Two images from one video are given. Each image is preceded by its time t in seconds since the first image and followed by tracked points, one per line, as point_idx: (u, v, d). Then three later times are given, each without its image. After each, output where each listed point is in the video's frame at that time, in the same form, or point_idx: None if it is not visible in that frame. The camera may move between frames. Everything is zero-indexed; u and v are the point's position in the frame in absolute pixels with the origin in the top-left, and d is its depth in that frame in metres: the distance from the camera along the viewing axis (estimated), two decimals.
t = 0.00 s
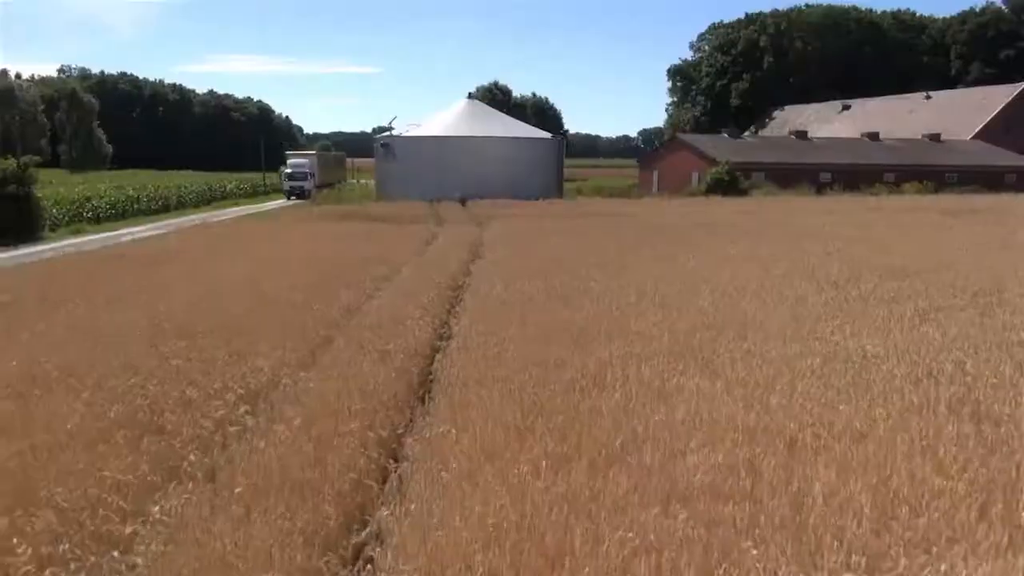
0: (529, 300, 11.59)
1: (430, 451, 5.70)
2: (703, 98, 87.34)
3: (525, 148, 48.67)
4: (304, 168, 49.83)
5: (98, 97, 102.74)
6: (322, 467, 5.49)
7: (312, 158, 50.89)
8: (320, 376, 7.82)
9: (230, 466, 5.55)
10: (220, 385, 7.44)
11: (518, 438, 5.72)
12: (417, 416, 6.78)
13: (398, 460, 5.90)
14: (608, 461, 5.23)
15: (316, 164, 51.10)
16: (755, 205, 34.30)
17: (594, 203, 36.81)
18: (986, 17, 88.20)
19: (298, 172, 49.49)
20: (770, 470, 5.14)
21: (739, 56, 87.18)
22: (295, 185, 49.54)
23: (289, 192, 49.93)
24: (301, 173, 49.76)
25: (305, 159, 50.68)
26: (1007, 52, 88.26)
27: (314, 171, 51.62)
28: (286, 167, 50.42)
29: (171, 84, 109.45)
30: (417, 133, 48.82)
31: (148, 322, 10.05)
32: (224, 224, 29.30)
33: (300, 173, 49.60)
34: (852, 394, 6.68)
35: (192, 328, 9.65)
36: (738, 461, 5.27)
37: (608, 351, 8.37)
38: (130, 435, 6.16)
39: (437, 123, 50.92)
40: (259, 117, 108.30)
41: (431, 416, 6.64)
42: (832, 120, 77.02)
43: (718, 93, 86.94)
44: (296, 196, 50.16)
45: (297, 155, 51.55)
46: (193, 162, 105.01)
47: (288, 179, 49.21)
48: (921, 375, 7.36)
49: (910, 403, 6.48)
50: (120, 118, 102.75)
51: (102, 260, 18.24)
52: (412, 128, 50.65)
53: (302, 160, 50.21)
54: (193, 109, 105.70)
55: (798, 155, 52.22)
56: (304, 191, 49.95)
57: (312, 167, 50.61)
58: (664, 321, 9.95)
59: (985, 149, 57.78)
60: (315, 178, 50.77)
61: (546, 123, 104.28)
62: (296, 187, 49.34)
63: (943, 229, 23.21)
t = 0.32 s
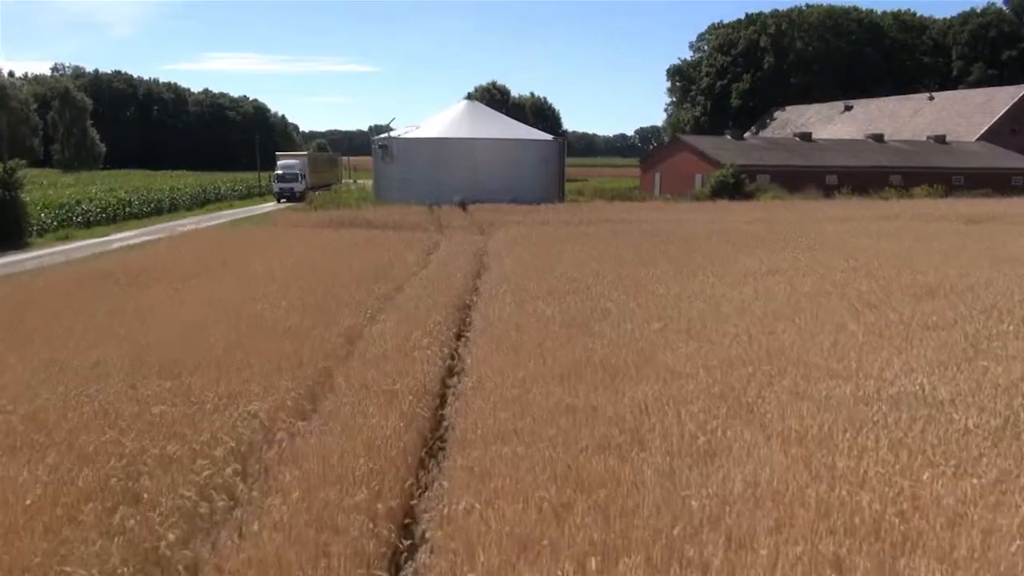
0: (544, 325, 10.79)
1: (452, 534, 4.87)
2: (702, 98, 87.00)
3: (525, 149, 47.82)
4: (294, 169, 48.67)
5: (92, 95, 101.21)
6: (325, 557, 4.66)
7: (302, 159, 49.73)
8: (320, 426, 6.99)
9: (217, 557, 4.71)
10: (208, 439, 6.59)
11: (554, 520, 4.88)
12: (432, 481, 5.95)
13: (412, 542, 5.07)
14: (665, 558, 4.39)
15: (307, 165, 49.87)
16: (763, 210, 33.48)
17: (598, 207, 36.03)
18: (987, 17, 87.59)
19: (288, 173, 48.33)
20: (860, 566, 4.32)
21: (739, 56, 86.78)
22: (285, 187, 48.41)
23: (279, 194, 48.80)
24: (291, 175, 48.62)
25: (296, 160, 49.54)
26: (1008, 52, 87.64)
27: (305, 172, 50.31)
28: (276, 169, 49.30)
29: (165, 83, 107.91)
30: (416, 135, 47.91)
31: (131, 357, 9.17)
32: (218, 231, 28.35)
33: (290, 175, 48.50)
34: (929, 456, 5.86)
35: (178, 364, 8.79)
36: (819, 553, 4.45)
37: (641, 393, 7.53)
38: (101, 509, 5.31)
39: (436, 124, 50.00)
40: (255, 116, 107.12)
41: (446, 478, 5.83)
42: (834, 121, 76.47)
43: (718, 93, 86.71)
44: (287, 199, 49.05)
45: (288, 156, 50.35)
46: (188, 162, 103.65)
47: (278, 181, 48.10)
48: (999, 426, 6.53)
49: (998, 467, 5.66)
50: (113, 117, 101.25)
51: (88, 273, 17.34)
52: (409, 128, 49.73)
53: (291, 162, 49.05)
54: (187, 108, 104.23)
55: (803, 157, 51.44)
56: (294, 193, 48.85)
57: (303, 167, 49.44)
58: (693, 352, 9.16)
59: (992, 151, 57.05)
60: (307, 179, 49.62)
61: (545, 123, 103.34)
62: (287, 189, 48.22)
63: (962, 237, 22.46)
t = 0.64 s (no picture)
0: (561, 350, 9.98)
1: None
2: (702, 98, 86.25)
3: (526, 150, 46.92)
4: (283, 171, 46.98)
5: (85, 94, 99.78)
6: None
7: (291, 159, 47.94)
8: (321, 483, 6.16)
9: None
10: (195, 502, 5.76)
11: None
12: (452, 560, 5.13)
13: None
14: None
15: (298, 165, 48.05)
16: (771, 214, 32.67)
17: (603, 211, 35.25)
18: (989, 18, 87.06)
19: (277, 175, 46.65)
20: None
21: (739, 57, 86.11)
22: (274, 190, 46.79)
23: (268, 197, 47.17)
24: (281, 176, 46.94)
25: (286, 161, 47.84)
26: (1010, 53, 87.18)
27: (294, 174, 48.16)
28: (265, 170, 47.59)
29: (160, 81, 106.50)
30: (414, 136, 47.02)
31: (112, 391, 8.31)
32: (211, 236, 27.39)
33: (279, 177, 46.82)
34: None
35: (162, 400, 7.96)
36: None
37: (682, 441, 6.71)
38: None
39: (434, 125, 49.09)
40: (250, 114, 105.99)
41: (470, 554, 5.03)
42: (837, 121, 75.76)
43: (718, 94, 86.00)
44: (276, 201, 47.44)
45: (277, 157, 48.61)
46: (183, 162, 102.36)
47: (266, 182, 46.59)
48: None
49: None
50: (107, 115, 99.87)
51: (73, 285, 16.45)
52: (408, 129, 48.79)
53: (280, 163, 47.35)
54: (182, 106, 102.88)
55: (808, 159, 50.72)
56: (284, 195, 47.25)
57: (294, 168, 47.69)
58: (731, 386, 8.32)
59: (998, 153, 56.39)
60: (297, 180, 47.94)
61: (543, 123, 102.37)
62: (276, 192, 46.60)
63: (982, 245, 21.75)
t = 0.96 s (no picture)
0: (586, 375, 9.12)
1: None
2: (702, 97, 85.35)
3: (527, 150, 46.02)
4: (272, 172, 45.45)
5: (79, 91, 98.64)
6: None
7: (281, 158, 46.27)
8: (325, 549, 5.33)
9: None
10: None
11: None
12: None
13: None
14: None
15: (288, 165, 46.42)
16: (780, 218, 31.80)
17: (607, 213, 34.47)
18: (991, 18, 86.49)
19: (266, 176, 45.12)
20: None
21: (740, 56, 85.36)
22: (264, 191, 45.31)
23: (257, 198, 45.71)
24: (270, 177, 45.49)
25: (275, 161, 46.28)
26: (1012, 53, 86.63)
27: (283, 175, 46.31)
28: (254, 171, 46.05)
29: (154, 79, 105.39)
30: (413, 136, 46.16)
31: (89, 428, 7.49)
32: (204, 240, 26.49)
33: (268, 179, 45.29)
34: None
35: (145, 440, 7.13)
36: None
37: (736, 494, 5.89)
38: None
39: (434, 124, 48.21)
40: (245, 113, 104.96)
41: None
42: (839, 121, 75.07)
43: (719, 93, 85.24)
44: (265, 203, 45.96)
45: (266, 156, 47.01)
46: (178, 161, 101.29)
47: (255, 184, 45.22)
48: None
49: None
50: (102, 114, 98.78)
51: (58, 295, 15.62)
52: (407, 128, 47.88)
53: (269, 163, 45.78)
54: (178, 105, 101.77)
55: (813, 160, 50.02)
56: (273, 197, 45.77)
57: (284, 169, 46.10)
58: (779, 423, 7.45)
59: (1005, 154, 55.73)
60: (287, 181, 46.38)
61: (542, 122, 101.53)
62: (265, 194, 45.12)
63: (1004, 251, 20.99)
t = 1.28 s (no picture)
0: (617, 399, 8.25)
1: None
2: (702, 96, 84.47)
3: (528, 151, 45.07)
4: (260, 172, 43.53)
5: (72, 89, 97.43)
6: None
7: (270, 158, 44.38)
8: None
9: None
10: None
11: None
12: None
13: None
14: None
15: (277, 165, 44.53)
16: (790, 219, 30.96)
17: (612, 214, 33.66)
18: (993, 16, 85.85)
19: (254, 176, 43.21)
20: None
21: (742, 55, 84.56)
22: (251, 193, 43.39)
23: (245, 200, 43.81)
24: (258, 178, 43.55)
25: (264, 161, 44.39)
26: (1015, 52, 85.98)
27: (272, 174, 44.43)
28: (241, 171, 44.15)
29: (149, 77, 104.21)
30: (413, 134, 45.25)
31: (63, 466, 6.61)
32: (197, 242, 25.46)
33: (256, 179, 43.39)
34: None
35: (127, 483, 6.26)
36: None
37: (815, 556, 5.04)
38: None
39: (433, 123, 47.29)
40: (242, 112, 103.87)
41: None
42: (842, 121, 74.33)
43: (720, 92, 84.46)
44: (253, 205, 44.03)
45: (255, 155, 45.12)
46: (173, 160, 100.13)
47: (243, 185, 43.25)
48: None
49: None
50: (96, 112, 97.57)
51: (41, 304, 14.73)
52: (406, 127, 46.99)
53: (257, 163, 43.89)
54: (173, 103, 100.65)
55: (820, 160, 49.23)
56: (262, 198, 43.85)
57: (273, 169, 44.19)
58: (846, 460, 6.59)
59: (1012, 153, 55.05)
60: (276, 182, 44.47)
61: (541, 121, 100.65)
62: (252, 195, 43.19)
63: None
